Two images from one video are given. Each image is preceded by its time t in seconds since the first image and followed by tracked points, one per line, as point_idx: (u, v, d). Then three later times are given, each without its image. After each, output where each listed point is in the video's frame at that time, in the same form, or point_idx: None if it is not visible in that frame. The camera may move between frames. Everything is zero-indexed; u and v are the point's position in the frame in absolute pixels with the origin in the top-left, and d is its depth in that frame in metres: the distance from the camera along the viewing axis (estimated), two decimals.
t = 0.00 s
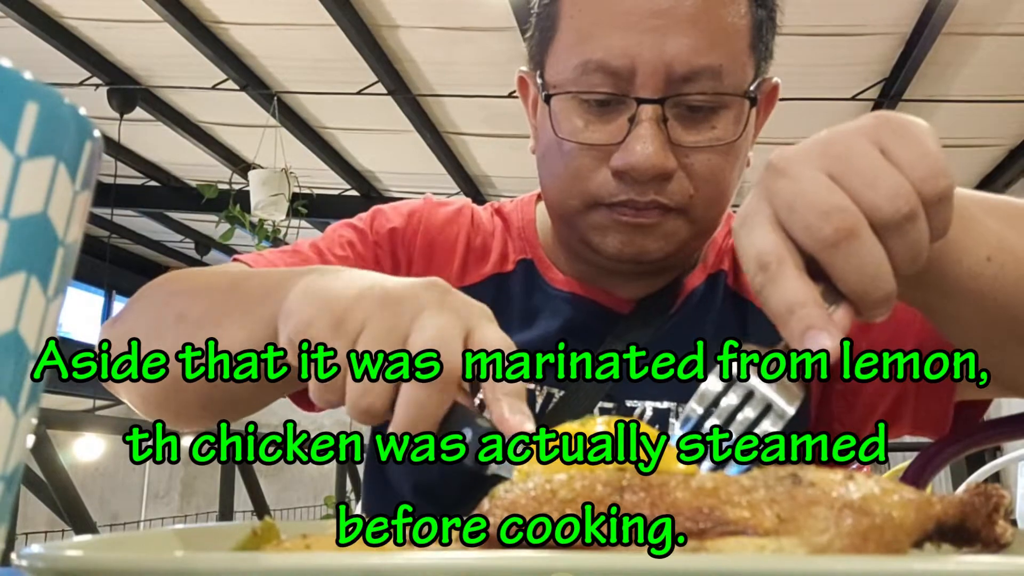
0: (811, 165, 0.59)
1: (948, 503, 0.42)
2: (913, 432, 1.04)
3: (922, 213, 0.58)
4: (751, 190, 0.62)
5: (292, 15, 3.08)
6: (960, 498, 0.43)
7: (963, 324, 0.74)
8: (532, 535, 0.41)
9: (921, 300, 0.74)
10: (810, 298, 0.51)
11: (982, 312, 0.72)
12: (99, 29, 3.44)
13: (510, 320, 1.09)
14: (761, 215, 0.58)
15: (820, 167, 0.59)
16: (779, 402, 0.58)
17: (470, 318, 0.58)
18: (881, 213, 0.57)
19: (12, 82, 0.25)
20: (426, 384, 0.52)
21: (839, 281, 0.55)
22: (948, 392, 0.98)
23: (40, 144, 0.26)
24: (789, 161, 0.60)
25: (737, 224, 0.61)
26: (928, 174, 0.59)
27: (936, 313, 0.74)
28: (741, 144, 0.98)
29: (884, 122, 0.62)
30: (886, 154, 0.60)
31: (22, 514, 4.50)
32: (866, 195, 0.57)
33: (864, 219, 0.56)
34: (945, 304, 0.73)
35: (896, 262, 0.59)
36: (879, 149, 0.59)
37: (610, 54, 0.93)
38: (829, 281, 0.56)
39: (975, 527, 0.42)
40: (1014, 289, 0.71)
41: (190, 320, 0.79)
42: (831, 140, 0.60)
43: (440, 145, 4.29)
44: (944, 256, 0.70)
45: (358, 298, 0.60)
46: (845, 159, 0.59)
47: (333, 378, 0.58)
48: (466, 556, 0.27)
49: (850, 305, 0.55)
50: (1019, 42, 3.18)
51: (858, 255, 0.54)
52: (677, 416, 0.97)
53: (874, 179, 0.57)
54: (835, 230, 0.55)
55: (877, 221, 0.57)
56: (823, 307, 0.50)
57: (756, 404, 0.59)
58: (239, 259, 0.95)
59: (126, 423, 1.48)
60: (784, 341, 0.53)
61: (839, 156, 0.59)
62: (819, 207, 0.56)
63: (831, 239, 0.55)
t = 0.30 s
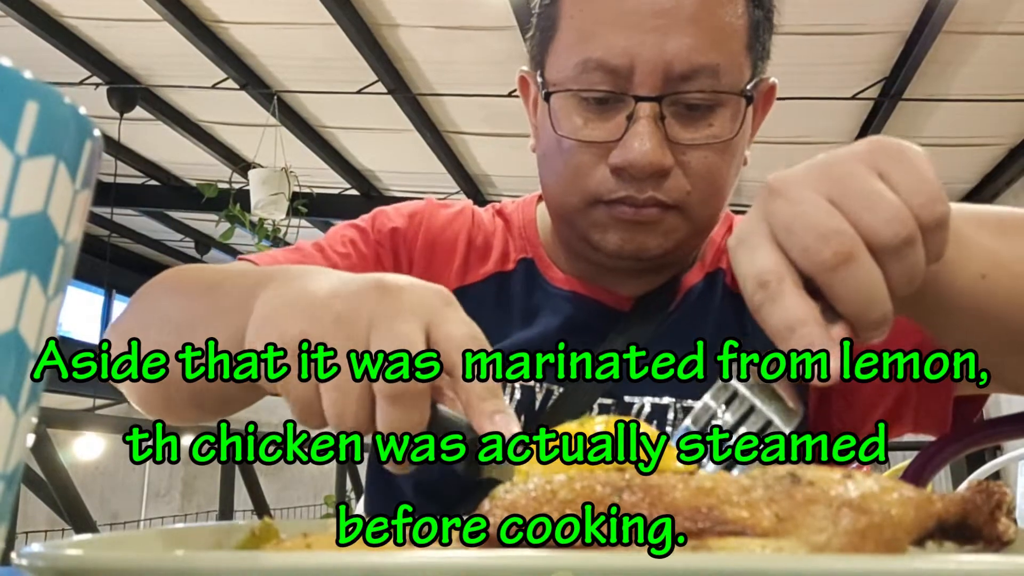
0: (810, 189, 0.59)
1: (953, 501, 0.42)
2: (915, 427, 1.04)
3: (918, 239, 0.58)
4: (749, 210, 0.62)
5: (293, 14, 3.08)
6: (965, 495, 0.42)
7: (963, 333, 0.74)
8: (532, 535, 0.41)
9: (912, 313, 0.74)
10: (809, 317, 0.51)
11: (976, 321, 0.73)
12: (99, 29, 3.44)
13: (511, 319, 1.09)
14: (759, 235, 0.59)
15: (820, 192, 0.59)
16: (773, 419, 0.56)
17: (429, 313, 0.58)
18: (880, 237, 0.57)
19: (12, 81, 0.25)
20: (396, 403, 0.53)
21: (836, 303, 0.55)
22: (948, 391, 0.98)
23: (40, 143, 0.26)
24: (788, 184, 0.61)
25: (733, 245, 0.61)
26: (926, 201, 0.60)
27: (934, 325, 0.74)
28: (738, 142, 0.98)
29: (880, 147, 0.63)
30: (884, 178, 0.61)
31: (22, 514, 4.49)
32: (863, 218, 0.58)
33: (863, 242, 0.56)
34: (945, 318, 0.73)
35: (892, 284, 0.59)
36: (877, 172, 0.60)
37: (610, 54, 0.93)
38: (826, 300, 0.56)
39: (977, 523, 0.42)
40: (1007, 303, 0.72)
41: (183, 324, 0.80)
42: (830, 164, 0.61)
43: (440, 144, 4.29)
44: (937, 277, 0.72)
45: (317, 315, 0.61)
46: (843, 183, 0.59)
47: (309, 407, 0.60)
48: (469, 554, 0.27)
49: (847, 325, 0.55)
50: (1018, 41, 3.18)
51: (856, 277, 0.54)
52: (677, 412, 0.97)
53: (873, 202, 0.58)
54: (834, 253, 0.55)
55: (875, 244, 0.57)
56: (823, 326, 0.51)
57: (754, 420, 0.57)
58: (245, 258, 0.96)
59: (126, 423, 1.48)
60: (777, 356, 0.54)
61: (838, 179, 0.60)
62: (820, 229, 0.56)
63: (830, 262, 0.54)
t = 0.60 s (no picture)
0: (768, 206, 0.58)
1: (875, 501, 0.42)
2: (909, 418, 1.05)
3: (873, 255, 0.57)
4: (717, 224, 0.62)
5: (294, 14, 3.09)
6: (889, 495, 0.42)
7: (943, 337, 0.72)
8: (533, 534, 0.41)
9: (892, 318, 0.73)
10: (765, 330, 0.52)
11: (953, 323, 0.71)
12: (100, 28, 3.43)
13: (510, 318, 1.09)
14: (719, 248, 0.58)
15: (778, 208, 0.58)
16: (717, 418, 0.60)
17: (428, 311, 0.58)
18: (833, 254, 0.56)
19: (14, 80, 0.25)
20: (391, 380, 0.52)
21: (790, 318, 0.55)
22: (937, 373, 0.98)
23: (40, 143, 0.26)
24: (749, 201, 0.59)
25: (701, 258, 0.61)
26: (883, 218, 0.58)
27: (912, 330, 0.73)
28: (734, 141, 0.98)
29: (841, 162, 0.61)
30: (842, 195, 0.59)
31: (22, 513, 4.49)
32: (820, 236, 0.57)
33: (814, 259, 0.56)
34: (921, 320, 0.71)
35: (845, 300, 0.58)
36: (835, 191, 0.58)
37: (608, 55, 0.93)
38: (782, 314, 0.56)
39: (904, 525, 0.42)
40: (985, 307, 0.70)
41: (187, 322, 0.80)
42: (791, 181, 0.60)
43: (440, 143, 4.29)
44: (906, 283, 0.70)
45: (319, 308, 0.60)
46: (802, 201, 0.58)
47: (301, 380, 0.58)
48: (468, 553, 0.27)
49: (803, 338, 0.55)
50: (1018, 40, 3.18)
51: (809, 295, 0.54)
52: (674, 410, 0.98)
53: (829, 221, 0.57)
54: (784, 272, 0.54)
55: (829, 263, 0.56)
56: (778, 336, 0.53)
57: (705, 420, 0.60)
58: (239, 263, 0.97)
59: (125, 422, 1.48)
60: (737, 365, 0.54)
61: (798, 199, 0.59)
62: (770, 248, 0.55)
63: (780, 281, 0.55)
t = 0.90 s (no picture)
0: (791, 202, 0.59)
1: (934, 501, 0.41)
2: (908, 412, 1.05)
3: (900, 247, 0.58)
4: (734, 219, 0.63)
5: (293, 13, 3.09)
6: (946, 494, 0.42)
7: (954, 322, 0.72)
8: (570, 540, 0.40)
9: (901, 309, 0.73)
10: (800, 327, 0.53)
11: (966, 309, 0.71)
12: (99, 28, 3.44)
13: (504, 315, 1.08)
14: (742, 245, 0.59)
15: (800, 202, 0.59)
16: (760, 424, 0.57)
17: (460, 317, 0.58)
18: (859, 248, 0.57)
19: (14, 82, 0.25)
20: (419, 371, 0.53)
21: (820, 310, 0.56)
22: (938, 361, 0.97)
23: (39, 142, 0.26)
24: (770, 196, 0.60)
25: (719, 256, 0.62)
26: (906, 209, 0.59)
27: (921, 317, 0.73)
28: (719, 136, 0.98)
29: (859, 154, 0.61)
30: (864, 188, 0.59)
31: (22, 513, 4.49)
32: (844, 229, 0.57)
33: (840, 251, 0.57)
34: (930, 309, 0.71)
35: (875, 291, 0.59)
36: (858, 183, 0.59)
37: (587, 53, 0.94)
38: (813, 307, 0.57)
39: (957, 528, 0.42)
40: (996, 292, 0.69)
41: (198, 341, 0.80)
42: (810, 173, 0.60)
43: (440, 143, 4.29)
44: (922, 276, 0.69)
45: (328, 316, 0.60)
46: (825, 193, 0.58)
47: (325, 371, 0.58)
48: (466, 552, 0.27)
49: (834, 329, 0.57)
50: (1018, 39, 3.18)
51: (842, 290, 0.55)
52: (670, 404, 0.98)
53: (852, 213, 0.57)
54: (812, 268, 0.55)
55: (854, 254, 0.57)
56: (813, 333, 0.53)
57: (745, 428, 0.56)
58: (236, 278, 0.97)
59: (127, 422, 1.48)
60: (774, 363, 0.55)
61: (820, 189, 0.59)
62: (798, 243, 0.56)
63: (807, 277, 0.55)
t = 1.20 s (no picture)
0: (773, 205, 0.59)
1: (931, 502, 0.41)
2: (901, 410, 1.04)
3: (882, 251, 0.58)
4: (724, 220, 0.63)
5: (294, 13, 3.09)
6: (941, 497, 0.42)
7: (953, 317, 0.72)
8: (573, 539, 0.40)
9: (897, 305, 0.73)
10: (784, 331, 0.52)
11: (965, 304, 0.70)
12: (100, 28, 3.44)
13: (499, 313, 1.08)
14: (726, 249, 0.60)
15: (781, 206, 0.58)
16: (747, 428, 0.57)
17: (463, 323, 0.58)
18: (844, 254, 0.57)
19: (14, 81, 0.25)
20: (421, 373, 0.53)
21: (803, 314, 0.56)
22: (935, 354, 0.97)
23: (40, 142, 0.26)
24: (755, 199, 0.60)
25: (708, 258, 0.62)
26: (892, 210, 0.59)
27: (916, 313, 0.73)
28: (709, 133, 0.98)
29: (847, 152, 0.61)
30: (849, 191, 0.59)
31: (22, 512, 4.49)
32: (828, 233, 0.57)
33: (819, 255, 0.56)
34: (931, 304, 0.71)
35: (860, 291, 0.60)
36: (841, 184, 0.58)
37: (577, 54, 0.94)
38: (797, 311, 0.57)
39: (960, 532, 0.41)
40: (994, 285, 0.69)
41: (197, 346, 0.81)
42: (796, 174, 0.60)
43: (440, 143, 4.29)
44: (917, 268, 0.68)
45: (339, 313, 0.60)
46: (808, 197, 0.58)
47: (325, 371, 0.58)
48: (469, 552, 0.27)
49: (817, 332, 0.56)
50: (1018, 39, 3.18)
51: (821, 294, 0.55)
52: (663, 399, 0.97)
53: (836, 216, 0.57)
54: (793, 274, 0.55)
55: (838, 257, 0.57)
56: (797, 337, 0.53)
57: (732, 433, 0.56)
58: (234, 283, 0.98)
59: (126, 422, 1.49)
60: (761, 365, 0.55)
61: (803, 192, 0.58)
62: (779, 250, 0.56)
63: (788, 281, 0.55)
